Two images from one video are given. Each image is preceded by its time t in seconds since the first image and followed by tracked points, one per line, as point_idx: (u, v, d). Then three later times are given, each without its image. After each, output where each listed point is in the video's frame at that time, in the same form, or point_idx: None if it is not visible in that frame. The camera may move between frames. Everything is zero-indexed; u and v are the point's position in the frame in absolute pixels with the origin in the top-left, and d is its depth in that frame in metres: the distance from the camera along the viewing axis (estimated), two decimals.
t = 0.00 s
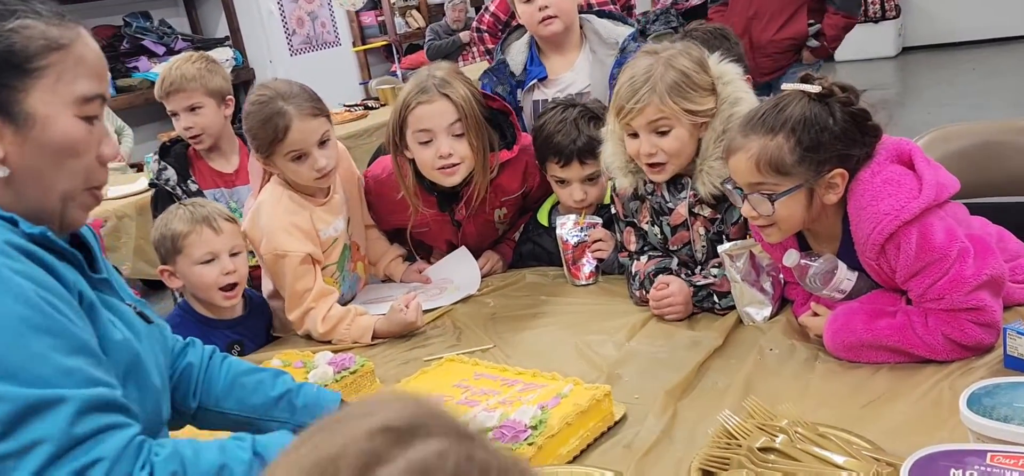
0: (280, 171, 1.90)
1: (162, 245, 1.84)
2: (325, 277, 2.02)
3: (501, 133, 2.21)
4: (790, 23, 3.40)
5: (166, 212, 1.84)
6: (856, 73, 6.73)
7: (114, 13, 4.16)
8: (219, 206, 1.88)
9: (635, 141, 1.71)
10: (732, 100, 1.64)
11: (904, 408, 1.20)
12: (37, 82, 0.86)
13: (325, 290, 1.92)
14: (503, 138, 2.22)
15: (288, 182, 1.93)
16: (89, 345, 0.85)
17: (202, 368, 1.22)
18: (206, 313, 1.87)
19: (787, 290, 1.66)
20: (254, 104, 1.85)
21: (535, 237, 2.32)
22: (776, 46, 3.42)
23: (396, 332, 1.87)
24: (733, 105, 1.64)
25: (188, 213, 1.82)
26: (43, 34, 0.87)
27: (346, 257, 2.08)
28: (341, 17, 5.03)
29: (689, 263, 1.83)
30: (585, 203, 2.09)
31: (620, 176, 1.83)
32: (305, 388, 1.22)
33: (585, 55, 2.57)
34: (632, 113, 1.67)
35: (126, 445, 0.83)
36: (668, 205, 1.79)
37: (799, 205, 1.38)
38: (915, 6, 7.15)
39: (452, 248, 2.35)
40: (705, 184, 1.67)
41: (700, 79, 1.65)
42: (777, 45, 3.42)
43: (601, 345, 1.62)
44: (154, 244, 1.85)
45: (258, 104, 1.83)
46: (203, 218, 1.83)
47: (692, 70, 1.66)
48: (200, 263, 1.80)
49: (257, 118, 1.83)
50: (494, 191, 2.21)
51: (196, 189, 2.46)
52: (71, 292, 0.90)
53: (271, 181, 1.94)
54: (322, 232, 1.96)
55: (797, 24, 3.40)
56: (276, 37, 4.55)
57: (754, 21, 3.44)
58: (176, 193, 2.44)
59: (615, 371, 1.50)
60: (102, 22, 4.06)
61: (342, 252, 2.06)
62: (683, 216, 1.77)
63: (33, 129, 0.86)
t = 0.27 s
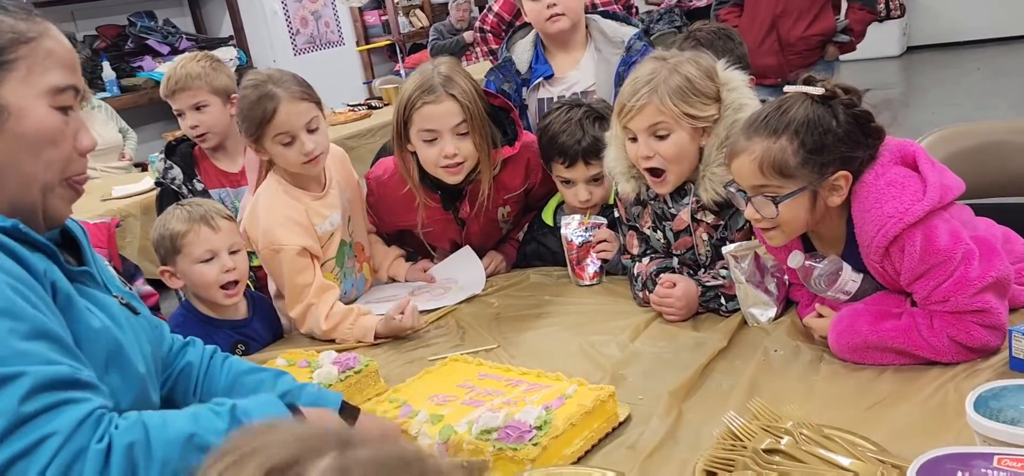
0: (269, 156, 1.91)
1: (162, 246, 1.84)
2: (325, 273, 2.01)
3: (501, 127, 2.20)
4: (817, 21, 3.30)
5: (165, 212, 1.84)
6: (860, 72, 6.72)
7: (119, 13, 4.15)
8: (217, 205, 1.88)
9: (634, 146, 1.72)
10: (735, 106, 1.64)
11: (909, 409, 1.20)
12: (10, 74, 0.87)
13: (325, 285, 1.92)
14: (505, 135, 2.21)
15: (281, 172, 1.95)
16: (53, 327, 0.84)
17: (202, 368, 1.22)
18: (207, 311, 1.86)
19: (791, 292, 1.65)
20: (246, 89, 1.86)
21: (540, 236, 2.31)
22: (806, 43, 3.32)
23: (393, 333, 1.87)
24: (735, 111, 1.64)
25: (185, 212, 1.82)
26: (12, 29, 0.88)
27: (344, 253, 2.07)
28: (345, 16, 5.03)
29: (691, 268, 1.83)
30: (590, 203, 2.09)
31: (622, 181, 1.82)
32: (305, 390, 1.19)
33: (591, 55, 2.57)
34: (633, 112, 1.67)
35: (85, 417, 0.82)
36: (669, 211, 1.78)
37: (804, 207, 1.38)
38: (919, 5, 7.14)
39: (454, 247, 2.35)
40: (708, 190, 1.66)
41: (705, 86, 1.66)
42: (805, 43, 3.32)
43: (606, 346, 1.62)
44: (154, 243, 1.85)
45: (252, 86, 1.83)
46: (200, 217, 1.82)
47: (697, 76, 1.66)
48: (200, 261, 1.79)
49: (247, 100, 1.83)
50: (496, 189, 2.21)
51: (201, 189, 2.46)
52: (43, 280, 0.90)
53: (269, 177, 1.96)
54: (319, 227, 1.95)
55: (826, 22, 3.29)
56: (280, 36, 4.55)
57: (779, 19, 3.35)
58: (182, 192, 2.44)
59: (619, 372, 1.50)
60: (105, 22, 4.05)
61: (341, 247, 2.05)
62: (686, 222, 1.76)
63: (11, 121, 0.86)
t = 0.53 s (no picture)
0: (258, 147, 1.90)
1: (166, 245, 1.77)
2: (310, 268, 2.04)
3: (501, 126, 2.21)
4: (842, 19, 3.14)
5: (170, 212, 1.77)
6: (863, 73, 6.71)
7: (122, 13, 4.15)
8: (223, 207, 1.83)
9: (638, 157, 1.71)
10: (736, 113, 1.64)
11: (912, 412, 1.20)
12: (30, 68, 0.86)
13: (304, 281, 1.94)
14: (503, 132, 2.21)
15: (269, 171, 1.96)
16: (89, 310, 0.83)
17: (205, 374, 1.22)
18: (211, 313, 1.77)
19: (795, 294, 1.64)
20: (246, 78, 1.86)
21: (543, 237, 2.30)
22: (835, 42, 3.14)
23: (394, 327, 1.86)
24: (735, 117, 1.64)
25: (191, 212, 1.76)
26: (28, 22, 0.87)
27: (333, 247, 2.10)
28: (347, 17, 5.03)
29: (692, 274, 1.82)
30: (593, 203, 2.08)
31: (624, 186, 1.82)
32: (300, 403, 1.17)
33: (594, 56, 2.56)
34: (634, 126, 1.68)
35: (119, 387, 0.79)
36: (671, 220, 1.78)
37: (810, 208, 1.37)
38: (922, 6, 7.13)
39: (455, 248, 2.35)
40: (708, 197, 1.66)
41: (708, 98, 1.65)
42: (833, 43, 3.14)
43: (608, 347, 1.62)
44: (158, 243, 1.78)
45: (248, 79, 1.83)
46: (205, 218, 1.77)
47: (700, 88, 1.66)
48: (204, 262, 1.72)
49: (245, 92, 1.83)
50: (495, 188, 2.20)
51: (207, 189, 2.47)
52: (78, 274, 0.90)
53: (256, 176, 1.96)
54: (300, 221, 1.98)
55: (849, 19, 3.15)
56: (282, 37, 4.55)
57: (807, 20, 3.12)
58: (188, 192, 2.45)
59: (621, 373, 1.50)
60: (107, 21, 4.05)
61: (327, 240, 2.07)
62: (687, 230, 1.76)
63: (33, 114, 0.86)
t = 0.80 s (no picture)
0: (253, 139, 1.90)
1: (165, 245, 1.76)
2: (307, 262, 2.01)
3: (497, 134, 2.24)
4: (860, 17, 3.02)
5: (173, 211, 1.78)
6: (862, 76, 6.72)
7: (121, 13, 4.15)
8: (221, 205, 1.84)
9: (631, 167, 1.72)
10: (729, 117, 1.64)
11: (910, 414, 1.20)
12: (114, 58, 0.84)
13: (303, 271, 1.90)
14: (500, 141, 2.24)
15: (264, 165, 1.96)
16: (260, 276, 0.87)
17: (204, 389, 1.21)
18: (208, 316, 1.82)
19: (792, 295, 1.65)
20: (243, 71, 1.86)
21: (541, 239, 2.32)
22: (857, 38, 3.03)
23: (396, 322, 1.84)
24: (729, 122, 1.64)
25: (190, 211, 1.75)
26: (104, 12, 0.84)
27: (329, 243, 2.08)
28: (347, 18, 5.03)
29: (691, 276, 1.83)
30: (591, 206, 2.08)
31: (620, 192, 1.83)
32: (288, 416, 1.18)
33: (595, 55, 2.56)
34: (628, 137, 1.68)
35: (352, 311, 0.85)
36: (667, 224, 1.79)
37: (806, 211, 1.38)
38: (921, 9, 7.14)
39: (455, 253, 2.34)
40: (703, 202, 1.66)
41: (698, 104, 1.65)
42: (854, 41, 3.03)
43: (606, 349, 1.62)
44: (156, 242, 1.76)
45: (247, 71, 1.83)
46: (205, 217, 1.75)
47: (691, 95, 1.66)
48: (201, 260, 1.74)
49: (243, 83, 1.83)
50: (492, 193, 2.21)
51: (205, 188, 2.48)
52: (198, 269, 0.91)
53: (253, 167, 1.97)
54: (293, 215, 1.97)
55: (867, 17, 3.05)
56: (282, 37, 4.55)
57: (827, 18, 2.99)
58: (184, 191, 2.45)
59: (620, 374, 1.50)
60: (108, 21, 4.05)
61: (322, 235, 2.06)
62: (683, 235, 1.76)
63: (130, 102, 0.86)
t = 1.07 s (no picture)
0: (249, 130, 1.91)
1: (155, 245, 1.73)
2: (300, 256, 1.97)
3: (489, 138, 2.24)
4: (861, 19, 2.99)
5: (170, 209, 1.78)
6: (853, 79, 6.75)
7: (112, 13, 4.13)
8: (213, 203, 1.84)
9: (623, 173, 1.72)
10: (720, 121, 1.64)
11: (901, 416, 1.20)
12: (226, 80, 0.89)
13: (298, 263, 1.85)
14: (494, 144, 2.24)
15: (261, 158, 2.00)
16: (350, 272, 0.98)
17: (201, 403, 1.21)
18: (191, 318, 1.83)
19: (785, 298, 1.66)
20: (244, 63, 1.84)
21: (535, 240, 2.30)
22: (856, 43, 2.99)
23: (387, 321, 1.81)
24: (720, 126, 1.64)
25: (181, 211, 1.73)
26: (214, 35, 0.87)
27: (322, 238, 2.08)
28: (340, 18, 5.02)
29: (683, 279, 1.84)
30: (583, 206, 2.09)
31: (612, 195, 1.84)
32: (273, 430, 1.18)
33: (590, 57, 2.56)
34: (618, 143, 1.68)
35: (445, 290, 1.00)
36: (659, 227, 1.80)
37: (798, 216, 1.38)
38: (912, 12, 7.18)
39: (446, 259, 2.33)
40: (695, 206, 1.67)
41: (687, 109, 1.66)
42: (852, 45, 3.00)
43: (598, 351, 1.62)
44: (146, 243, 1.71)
45: (247, 63, 1.81)
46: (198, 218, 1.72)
47: (680, 101, 1.66)
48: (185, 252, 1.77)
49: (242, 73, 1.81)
50: (485, 196, 2.21)
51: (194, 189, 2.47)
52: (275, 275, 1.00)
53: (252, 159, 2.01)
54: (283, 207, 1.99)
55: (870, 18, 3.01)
56: (274, 38, 4.54)
57: (826, 20, 2.97)
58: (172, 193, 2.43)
59: (613, 376, 1.50)
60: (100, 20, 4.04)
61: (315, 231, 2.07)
62: (675, 238, 1.77)
63: (236, 122, 0.91)
